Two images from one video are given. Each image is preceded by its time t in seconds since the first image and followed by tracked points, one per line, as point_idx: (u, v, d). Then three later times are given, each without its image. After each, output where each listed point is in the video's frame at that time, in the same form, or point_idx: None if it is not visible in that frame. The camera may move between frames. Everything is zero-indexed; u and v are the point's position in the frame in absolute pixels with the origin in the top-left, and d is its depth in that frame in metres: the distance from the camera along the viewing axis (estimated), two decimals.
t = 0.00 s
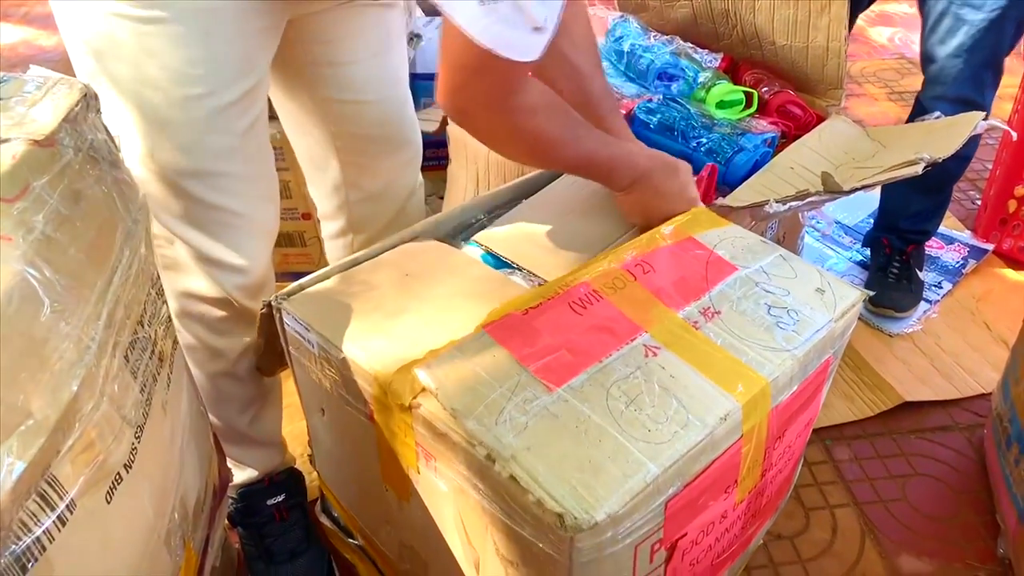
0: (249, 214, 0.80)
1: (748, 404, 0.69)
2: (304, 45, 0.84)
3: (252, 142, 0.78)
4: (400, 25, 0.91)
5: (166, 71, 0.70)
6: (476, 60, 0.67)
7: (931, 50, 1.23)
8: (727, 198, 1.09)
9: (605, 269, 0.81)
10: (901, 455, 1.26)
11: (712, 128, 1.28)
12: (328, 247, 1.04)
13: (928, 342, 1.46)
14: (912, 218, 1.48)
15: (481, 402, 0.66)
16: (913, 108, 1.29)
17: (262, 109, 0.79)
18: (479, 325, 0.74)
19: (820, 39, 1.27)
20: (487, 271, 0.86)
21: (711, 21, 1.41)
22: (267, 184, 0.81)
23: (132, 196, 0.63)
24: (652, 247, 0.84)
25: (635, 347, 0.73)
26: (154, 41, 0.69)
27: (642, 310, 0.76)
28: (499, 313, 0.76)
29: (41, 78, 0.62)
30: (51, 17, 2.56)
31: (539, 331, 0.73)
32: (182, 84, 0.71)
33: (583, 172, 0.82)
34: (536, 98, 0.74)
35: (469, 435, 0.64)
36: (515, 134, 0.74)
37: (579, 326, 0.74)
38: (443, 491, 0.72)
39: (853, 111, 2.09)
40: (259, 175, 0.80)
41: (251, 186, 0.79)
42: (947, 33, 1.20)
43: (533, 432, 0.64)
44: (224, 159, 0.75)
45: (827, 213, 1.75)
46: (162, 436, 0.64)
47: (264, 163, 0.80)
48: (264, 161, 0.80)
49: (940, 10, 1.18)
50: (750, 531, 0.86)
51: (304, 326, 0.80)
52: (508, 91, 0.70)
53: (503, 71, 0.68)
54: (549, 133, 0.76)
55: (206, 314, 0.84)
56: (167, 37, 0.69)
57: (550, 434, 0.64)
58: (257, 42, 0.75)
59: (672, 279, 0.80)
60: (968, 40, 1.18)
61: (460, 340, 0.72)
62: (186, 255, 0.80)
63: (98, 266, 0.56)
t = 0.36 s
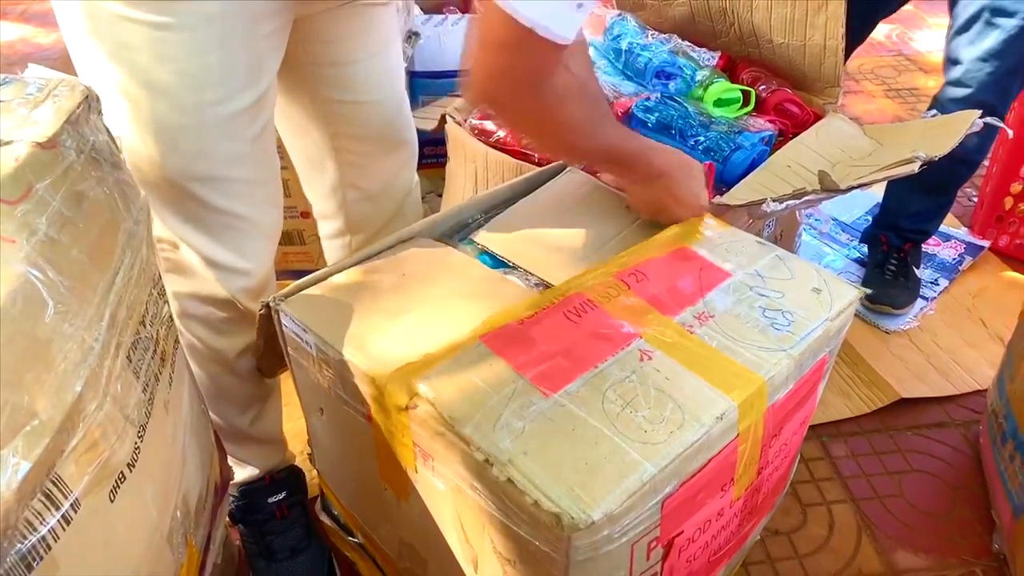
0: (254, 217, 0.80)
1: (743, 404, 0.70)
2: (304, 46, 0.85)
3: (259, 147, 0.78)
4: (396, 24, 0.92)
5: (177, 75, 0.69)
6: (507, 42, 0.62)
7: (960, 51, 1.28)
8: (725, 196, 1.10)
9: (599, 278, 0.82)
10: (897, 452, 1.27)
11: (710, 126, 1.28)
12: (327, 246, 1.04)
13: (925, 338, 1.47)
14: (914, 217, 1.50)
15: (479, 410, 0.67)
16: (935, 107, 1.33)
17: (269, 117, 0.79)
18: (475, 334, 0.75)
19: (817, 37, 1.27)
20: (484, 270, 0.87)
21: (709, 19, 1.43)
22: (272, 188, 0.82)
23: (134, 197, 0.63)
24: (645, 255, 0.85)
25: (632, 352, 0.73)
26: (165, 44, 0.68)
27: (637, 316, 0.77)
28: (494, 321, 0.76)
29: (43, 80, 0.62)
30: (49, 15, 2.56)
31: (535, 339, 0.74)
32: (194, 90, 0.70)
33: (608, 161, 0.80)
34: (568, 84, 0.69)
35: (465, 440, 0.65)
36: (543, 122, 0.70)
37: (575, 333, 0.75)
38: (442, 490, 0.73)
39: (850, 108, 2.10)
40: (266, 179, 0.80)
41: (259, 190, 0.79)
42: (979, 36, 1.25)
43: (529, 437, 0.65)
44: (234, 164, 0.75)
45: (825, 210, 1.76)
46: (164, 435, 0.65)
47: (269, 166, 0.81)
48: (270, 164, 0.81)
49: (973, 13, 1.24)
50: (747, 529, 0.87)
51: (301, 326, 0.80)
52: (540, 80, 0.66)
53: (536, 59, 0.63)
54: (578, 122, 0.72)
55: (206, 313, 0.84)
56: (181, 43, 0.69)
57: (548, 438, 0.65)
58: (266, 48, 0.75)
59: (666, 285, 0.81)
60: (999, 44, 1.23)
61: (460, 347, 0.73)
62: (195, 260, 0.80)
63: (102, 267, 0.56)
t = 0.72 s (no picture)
0: (248, 218, 0.80)
1: (737, 405, 0.71)
2: (298, 48, 0.85)
3: (253, 148, 0.78)
4: (394, 25, 0.92)
5: (171, 77, 0.70)
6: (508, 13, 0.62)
7: (960, 50, 1.29)
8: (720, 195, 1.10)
9: (590, 278, 0.82)
10: (891, 448, 1.28)
11: (705, 124, 1.28)
12: (325, 247, 1.04)
13: (920, 335, 1.48)
14: (911, 214, 1.50)
15: (472, 417, 0.68)
16: (934, 105, 1.35)
17: (263, 120, 0.80)
18: (470, 336, 0.76)
19: (811, 36, 1.28)
20: (475, 269, 0.87)
21: (703, 18, 1.44)
22: (266, 190, 0.82)
23: (130, 199, 0.64)
24: (636, 254, 0.85)
25: (624, 353, 0.74)
26: (160, 46, 0.69)
27: (628, 317, 0.77)
28: (485, 323, 0.77)
29: (39, 82, 0.62)
30: (42, 16, 2.55)
31: (528, 341, 0.74)
32: (188, 92, 0.71)
33: (607, 150, 0.78)
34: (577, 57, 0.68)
35: (461, 449, 0.66)
36: (551, 108, 0.70)
37: (566, 334, 0.75)
38: (438, 493, 0.73)
39: (844, 105, 2.11)
40: (260, 180, 0.80)
41: (255, 191, 0.80)
42: (980, 36, 1.26)
43: (525, 444, 0.65)
44: (228, 165, 0.76)
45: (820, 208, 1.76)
46: (162, 436, 0.65)
47: (264, 168, 0.81)
48: (265, 167, 0.81)
49: (976, 13, 1.25)
50: (742, 527, 0.87)
51: (296, 328, 0.80)
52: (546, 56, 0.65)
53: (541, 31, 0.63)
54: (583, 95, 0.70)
55: (203, 315, 0.84)
56: (176, 44, 0.69)
57: (543, 444, 0.65)
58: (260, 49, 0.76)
59: (656, 285, 0.81)
60: (998, 44, 1.24)
61: (454, 350, 0.74)
62: (189, 261, 0.80)
63: (99, 269, 0.56)
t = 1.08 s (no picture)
0: (244, 212, 0.80)
1: (743, 397, 0.71)
2: (301, 44, 0.86)
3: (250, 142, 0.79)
4: (399, 23, 0.92)
5: (166, 70, 0.70)
6: (478, 13, 0.60)
7: (955, 49, 1.30)
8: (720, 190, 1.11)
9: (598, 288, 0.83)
10: (890, 444, 1.28)
11: (705, 122, 1.29)
12: (327, 242, 1.05)
13: (919, 332, 1.48)
14: (907, 212, 1.52)
15: (479, 407, 0.69)
16: (931, 102, 1.36)
17: (259, 110, 0.80)
18: (479, 338, 0.76)
19: (811, 34, 1.28)
20: (485, 268, 0.88)
21: (703, 17, 1.44)
22: (264, 183, 0.82)
23: (135, 194, 0.64)
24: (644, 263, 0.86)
25: (630, 353, 0.74)
26: (156, 39, 0.69)
27: (635, 321, 0.78)
28: (496, 327, 0.77)
29: (45, 79, 0.63)
30: (43, 13, 2.55)
31: (536, 343, 0.75)
32: (184, 85, 0.71)
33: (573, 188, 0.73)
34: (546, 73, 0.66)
35: (467, 435, 0.67)
36: (521, 124, 0.66)
37: (575, 338, 0.76)
38: (442, 481, 0.74)
39: (844, 103, 2.11)
40: (258, 175, 0.81)
41: (251, 182, 0.80)
42: (974, 36, 1.26)
43: (531, 432, 0.66)
44: (223, 158, 0.76)
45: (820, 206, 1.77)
46: (166, 429, 0.66)
47: (261, 162, 0.81)
48: (263, 161, 0.82)
49: (971, 12, 1.25)
50: (743, 521, 0.88)
51: (302, 322, 0.81)
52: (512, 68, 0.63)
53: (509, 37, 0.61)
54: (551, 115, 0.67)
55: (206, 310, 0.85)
56: (172, 36, 0.69)
57: (547, 432, 0.66)
58: (257, 44, 0.76)
59: (664, 293, 0.82)
60: (990, 46, 1.24)
61: (462, 351, 0.75)
62: (188, 251, 0.81)
63: (104, 263, 0.57)
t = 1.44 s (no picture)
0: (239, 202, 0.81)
1: (740, 387, 0.72)
2: (300, 39, 0.87)
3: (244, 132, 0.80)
4: (401, 20, 0.93)
5: (162, 60, 0.71)
6: (446, 29, 0.65)
7: (951, 47, 1.31)
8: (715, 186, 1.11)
9: (598, 276, 0.84)
10: (886, 438, 1.29)
11: (702, 120, 1.30)
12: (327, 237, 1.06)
13: (914, 327, 1.49)
14: (903, 209, 1.53)
15: (481, 393, 0.70)
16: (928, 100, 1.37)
17: (251, 99, 0.80)
18: (479, 325, 0.77)
19: (808, 31, 1.30)
20: (485, 260, 0.89)
21: (701, 14, 1.45)
22: (261, 175, 0.83)
23: (138, 188, 0.65)
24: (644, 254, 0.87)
25: (629, 341, 0.75)
26: (150, 31, 0.70)
27: (634, 308, 0.79)
28: (497, 313, 0.78)
29: (49, 74, 0.64)
30: (42, 11, 2.56)
31: (538, 330, 0.76)
32: (177, 76, 0.72)
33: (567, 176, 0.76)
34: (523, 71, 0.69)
35: (468, 421, 0.68)
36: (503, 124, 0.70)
37: (575, 325, 0.77)
38: (443, 469, 0.75)
39: (841, 101, 2.12)
40: (254, 166, 0.82)
41: (240, 173, 0.80)
42: (970, 33, 1.27)
43: (531, 418, 0.67)
44: (220, 148, 0.77)
45: (817, 202, 1.78)
46: (170, 420, 0.67)
47: (256, 152, 0.82)
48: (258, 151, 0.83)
49: (967, 10, 1.27)
50: (741, 512, 0.89)
51: (304, 311, 0.82)
52: (486, 71, 0.67)
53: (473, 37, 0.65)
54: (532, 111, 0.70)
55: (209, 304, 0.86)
56: (160, 26, 0.70)
57: (547, 419, 0.67)
58: (253, 34, 0.77)
59: (664, 282, 0.83)
60: (986, 42, 1.25)
61: (461, 339, 0.75)
62: (185, 244, 0.82)
63: (110, 255, 0.58)
